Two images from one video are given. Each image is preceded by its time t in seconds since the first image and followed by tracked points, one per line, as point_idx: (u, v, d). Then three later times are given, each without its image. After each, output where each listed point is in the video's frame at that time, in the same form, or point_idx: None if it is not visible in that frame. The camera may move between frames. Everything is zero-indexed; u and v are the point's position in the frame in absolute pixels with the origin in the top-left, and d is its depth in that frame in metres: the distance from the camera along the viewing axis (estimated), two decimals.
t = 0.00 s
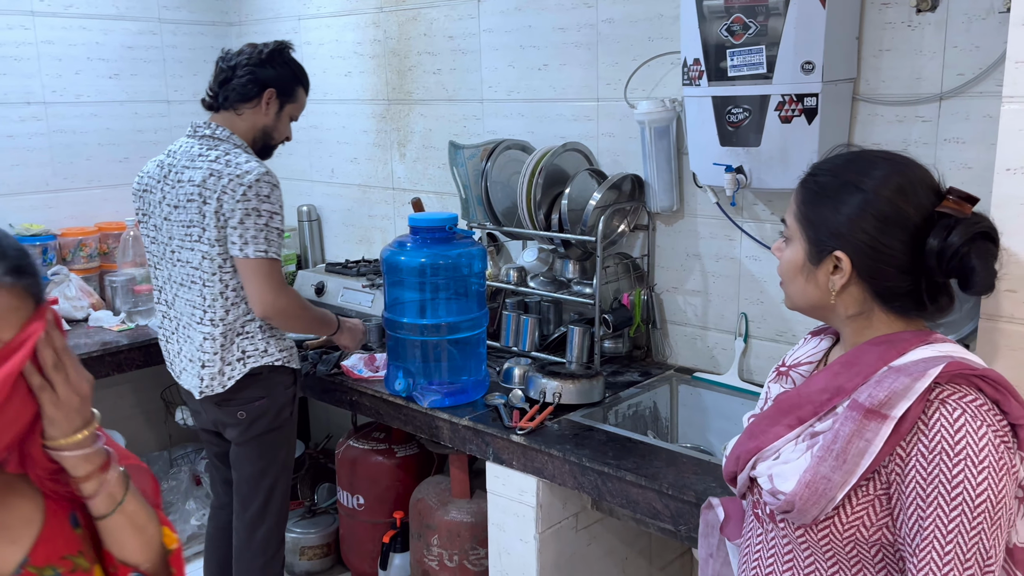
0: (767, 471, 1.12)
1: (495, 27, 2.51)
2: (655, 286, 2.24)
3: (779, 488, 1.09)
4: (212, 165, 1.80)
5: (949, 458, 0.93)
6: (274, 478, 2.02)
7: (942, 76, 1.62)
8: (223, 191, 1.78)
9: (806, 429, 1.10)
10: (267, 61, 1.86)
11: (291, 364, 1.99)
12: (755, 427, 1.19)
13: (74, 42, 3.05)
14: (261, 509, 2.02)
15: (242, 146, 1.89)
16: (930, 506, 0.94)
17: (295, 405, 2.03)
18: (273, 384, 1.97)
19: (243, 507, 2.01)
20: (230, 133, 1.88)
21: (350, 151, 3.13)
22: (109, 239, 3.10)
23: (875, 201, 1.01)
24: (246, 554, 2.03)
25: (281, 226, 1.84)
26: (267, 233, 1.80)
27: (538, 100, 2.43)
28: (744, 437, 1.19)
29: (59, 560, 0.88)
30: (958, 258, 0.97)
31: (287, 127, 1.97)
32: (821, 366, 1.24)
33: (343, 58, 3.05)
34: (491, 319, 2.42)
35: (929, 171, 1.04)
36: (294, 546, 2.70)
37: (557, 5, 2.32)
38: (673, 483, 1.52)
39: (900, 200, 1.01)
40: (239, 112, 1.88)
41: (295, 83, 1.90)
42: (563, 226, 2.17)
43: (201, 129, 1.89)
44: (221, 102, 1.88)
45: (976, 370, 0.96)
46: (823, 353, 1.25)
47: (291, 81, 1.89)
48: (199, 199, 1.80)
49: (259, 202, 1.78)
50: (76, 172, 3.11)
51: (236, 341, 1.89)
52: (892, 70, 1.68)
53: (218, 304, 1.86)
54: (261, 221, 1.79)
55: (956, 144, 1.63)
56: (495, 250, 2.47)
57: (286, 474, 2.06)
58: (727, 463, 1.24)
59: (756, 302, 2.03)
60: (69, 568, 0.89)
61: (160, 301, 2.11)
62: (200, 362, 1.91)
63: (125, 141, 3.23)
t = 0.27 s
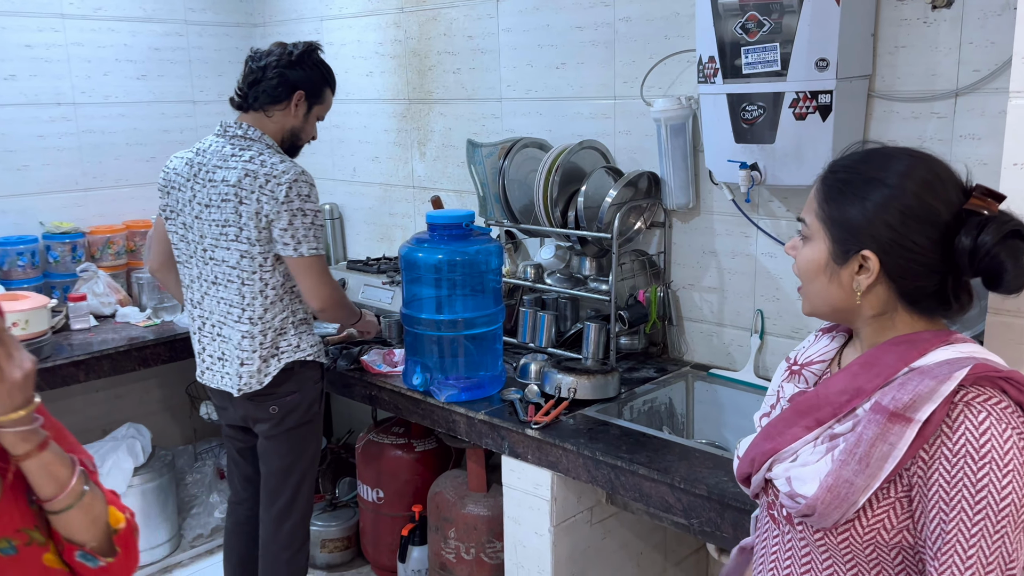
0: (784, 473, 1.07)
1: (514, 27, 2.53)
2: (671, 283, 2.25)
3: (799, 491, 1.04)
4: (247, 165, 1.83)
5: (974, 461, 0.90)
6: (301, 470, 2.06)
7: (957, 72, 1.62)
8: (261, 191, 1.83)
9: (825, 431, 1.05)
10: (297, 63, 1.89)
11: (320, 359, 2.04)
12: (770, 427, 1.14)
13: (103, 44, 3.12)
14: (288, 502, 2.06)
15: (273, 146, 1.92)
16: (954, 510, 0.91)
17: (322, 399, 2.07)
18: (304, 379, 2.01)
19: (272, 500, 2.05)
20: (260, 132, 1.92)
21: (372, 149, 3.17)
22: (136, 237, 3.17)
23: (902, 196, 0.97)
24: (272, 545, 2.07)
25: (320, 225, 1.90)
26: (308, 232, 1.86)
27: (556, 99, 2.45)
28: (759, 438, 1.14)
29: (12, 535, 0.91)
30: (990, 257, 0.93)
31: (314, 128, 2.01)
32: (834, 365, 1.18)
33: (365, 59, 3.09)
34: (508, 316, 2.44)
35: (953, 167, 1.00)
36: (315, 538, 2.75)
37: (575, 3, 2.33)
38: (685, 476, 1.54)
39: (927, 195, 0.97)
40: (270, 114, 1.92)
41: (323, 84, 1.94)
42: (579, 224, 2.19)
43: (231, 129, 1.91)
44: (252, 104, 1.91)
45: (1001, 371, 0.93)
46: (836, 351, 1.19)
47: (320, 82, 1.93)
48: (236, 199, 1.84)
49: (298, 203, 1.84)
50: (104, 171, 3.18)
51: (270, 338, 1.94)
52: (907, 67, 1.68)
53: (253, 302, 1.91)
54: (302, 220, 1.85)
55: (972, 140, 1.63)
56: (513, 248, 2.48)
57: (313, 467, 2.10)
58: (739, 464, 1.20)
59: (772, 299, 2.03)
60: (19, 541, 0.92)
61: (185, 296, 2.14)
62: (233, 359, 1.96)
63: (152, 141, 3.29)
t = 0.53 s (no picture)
0: (791, 480, 1.06)
1: (537, 26, 2.56)
2: (692, 279, 2.26)
3: (807, 499, 1.03)
4: (276, 161, 1.88)
5: (984, 472, 0.89)
6: (327, 459, 2.11)
7: (977, 67, 1.62)
8: (290, 187, 1.88)
9: (832, 438, 1.05)
10: (319, 62, 1.94)
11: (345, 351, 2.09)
12: (778, 432, 1.13)
13: (137, 47, 3.20)
14: (314, 491, 2.10)
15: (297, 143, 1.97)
16: (964, 521, 0.90)
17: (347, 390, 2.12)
18: (329, 370, 2.06)
19: (298, 490, 2.10)
20: (286, 129, 1.96)
21: (398, 148, 3.21)
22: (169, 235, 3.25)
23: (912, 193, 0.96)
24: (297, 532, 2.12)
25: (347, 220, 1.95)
26: (337, 227, 1.91)
27: (578, 97, 2.47)
28: (767, 444, 1.13)
29: None
30: (1001, 258, 0.91)
31: (334, 125, 2.06)
32: (845, 365, 1.18)
33: (391, 59, 3.14)
34: (530, 312, 2.47)
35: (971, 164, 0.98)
36: (341, 530, 2.80)
37: (597, 2, 2.36)
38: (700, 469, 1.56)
39: (940, 193, 0.95)
40: (293, 112, 1.97)
41: (344, 82, 1.99)
42: (599, 220, 2.21)
43: (257, 127, 1.96)
44: (276, 103, 1.96)
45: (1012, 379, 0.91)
46: (848, 351, 1.18)
47: (341, 80, 1.98)
48: (264, 196, 1.89)
49: (326, 198, 1.89)
50: (139, 171, 3.27)
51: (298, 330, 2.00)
52: (927, 62, 1.68)
53: (282, 296, 1.96)
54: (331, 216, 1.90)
55: (991, 136, 1.62)
56: (535, 245, 2.51)
57: (338, 457, 2.14)
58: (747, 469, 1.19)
59: (792, 295, 2.04)
60: None
61: (213, 290, 2.20)
62: (261, 351, 2.01)
63: (185, 141, 3.38)
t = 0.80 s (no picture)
0: (746, 471, 1.12)
1: (557, 32, 2.61)
2: (707, 280, 2.30)
3: (756, 490, 1.09)
4: (293, 163, 1.96)
5: (914, 470, 0.94)
6: (347, 450, 2.19)
7: (985, 71, 1.64)
8: (306, 187, 1.95)
9: (786, 433, 1.09)
10: (335, 67, 2.04)
11: (362, 345, 2.16)
12: (739, 425, 1.17)
13: (173, 55, 3.31)
14: (335, 480, 2.19)
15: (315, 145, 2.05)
16: (896, 514, 0.96)
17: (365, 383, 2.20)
18: (346, 363, 2.14)
19: (320, 478, 2.19)
20: (304, 133, 2.05)
21: (423, 152, 3.28)
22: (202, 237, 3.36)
23: (852, 209, 0.99)
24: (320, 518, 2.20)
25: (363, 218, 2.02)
26: (351, 225, 1.98)
27: (597, 101, 2.52)
28: (727, 436, 1.17)
29: None
30: (934, 270, 0.96)
31: (350, 128, 2.15)
32: (812, 362, 1.22)
33: (417, 65, 3.21)
34: (548, 312, 2.50)
35: (909, 175, 1.01)
36: (365, 523, 2.88)
37: (614, 8, 2.40)
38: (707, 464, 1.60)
39: (879, 210, 0.99)
40: (312, 115, 2.05)
41: (358, 86, 2.08)
42: (615, 222, 2.26)
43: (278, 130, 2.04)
44: (295, 108, 2.05)
45: (948, 384, 0.95)
46: (815, 348, 1.23)
47: (355, 84, 2.07)
48: (282, 196, 1.97)
49: (340, 197, 1.96)
50: (173, 175, 3.38)
51: (314, 323, 2.08)
52: (936, 66, 1.70)
53: (299, 291, 2.04)
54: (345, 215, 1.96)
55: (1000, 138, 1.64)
56: (553, 246, 2.55)
57: (358, 448, 2.22)
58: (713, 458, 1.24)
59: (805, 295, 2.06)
60: None
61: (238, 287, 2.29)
62: (278, 344, 2.09)
63: (218, 146, 3.48)
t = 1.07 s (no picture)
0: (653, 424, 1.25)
1: (573, 36, 2.67)
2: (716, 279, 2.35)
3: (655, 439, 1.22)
4: (310, 162, 2.05)
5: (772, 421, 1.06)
6: (366, 441, 2.27)
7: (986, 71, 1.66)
8: (323, 185, 2.04)
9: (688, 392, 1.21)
10: (348, 71, 2.12)
11: (377, 339, 2.25)
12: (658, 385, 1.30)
13: (204, 61, 3.43)
14: (356, 468, 2.27)
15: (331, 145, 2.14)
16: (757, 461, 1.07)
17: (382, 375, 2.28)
18: (363, 356, 2.23)
19: (341, 467, 2.28)
20: (320, 134, 2.13)
21: (445, 154, 3.36)
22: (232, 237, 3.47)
23: (759, 202, 1.08)
24: (341, 506, 2.29)
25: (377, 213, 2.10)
26: (365, 219, 2.06)
27: (612, 103, 2.57)
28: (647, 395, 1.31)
29: None
30: (823, 258, 1.05)
31: (365, 129, 2.23)
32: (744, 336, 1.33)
33: (438, 69, 3.29)
34: (563, 309, 2.55)
35: (812, 169, 1.10)
36: (385, 514, 2.96)
37: (628, 12, 2.45)
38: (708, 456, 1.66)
39: (782, 204, 1.07)
40: (329, 117, 2.14)
41: (371, 88, 2.16)
42: (627, 221, 2.30)
43: (297, 131, 2.13)
44: (312, 110, 2.13)
45: (811, 348, 1.06)
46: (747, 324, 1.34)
47: (368, 87, 2.16)
48: (300, 194, 2.06)
49: (355, 193, 2.04)
50: (204, 177, 3.50)
51: (330, 316, 2.16)
52: (939, 66, 1.73)
53: (316, 285, 2.13)
54: (360, 209, 2.05)
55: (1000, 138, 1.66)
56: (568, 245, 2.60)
57: (377, 439, 2.30)
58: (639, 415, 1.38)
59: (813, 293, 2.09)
60: None
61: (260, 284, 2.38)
62: (296, 336, 2.17)
63: (248, 148, 3.59)
